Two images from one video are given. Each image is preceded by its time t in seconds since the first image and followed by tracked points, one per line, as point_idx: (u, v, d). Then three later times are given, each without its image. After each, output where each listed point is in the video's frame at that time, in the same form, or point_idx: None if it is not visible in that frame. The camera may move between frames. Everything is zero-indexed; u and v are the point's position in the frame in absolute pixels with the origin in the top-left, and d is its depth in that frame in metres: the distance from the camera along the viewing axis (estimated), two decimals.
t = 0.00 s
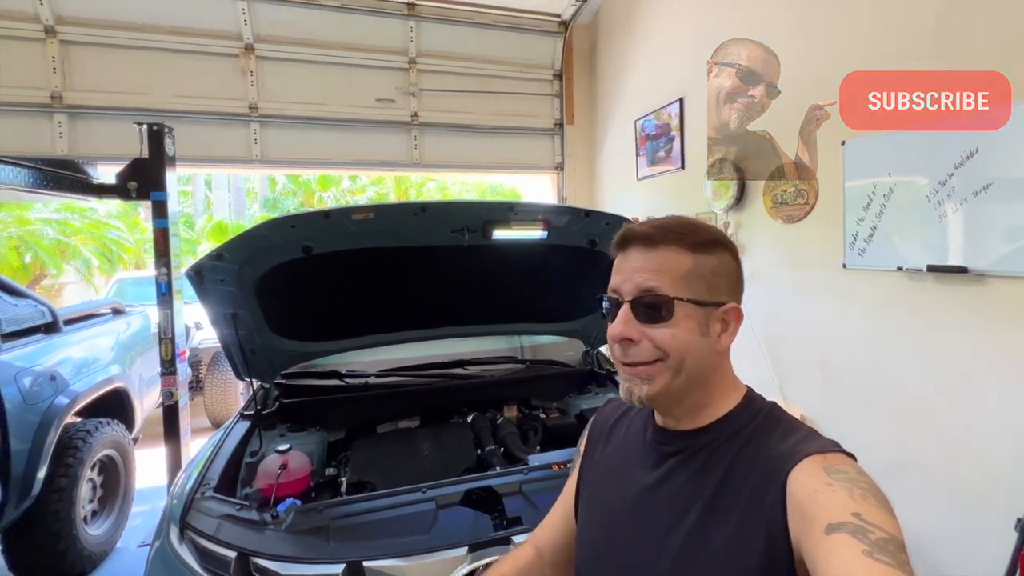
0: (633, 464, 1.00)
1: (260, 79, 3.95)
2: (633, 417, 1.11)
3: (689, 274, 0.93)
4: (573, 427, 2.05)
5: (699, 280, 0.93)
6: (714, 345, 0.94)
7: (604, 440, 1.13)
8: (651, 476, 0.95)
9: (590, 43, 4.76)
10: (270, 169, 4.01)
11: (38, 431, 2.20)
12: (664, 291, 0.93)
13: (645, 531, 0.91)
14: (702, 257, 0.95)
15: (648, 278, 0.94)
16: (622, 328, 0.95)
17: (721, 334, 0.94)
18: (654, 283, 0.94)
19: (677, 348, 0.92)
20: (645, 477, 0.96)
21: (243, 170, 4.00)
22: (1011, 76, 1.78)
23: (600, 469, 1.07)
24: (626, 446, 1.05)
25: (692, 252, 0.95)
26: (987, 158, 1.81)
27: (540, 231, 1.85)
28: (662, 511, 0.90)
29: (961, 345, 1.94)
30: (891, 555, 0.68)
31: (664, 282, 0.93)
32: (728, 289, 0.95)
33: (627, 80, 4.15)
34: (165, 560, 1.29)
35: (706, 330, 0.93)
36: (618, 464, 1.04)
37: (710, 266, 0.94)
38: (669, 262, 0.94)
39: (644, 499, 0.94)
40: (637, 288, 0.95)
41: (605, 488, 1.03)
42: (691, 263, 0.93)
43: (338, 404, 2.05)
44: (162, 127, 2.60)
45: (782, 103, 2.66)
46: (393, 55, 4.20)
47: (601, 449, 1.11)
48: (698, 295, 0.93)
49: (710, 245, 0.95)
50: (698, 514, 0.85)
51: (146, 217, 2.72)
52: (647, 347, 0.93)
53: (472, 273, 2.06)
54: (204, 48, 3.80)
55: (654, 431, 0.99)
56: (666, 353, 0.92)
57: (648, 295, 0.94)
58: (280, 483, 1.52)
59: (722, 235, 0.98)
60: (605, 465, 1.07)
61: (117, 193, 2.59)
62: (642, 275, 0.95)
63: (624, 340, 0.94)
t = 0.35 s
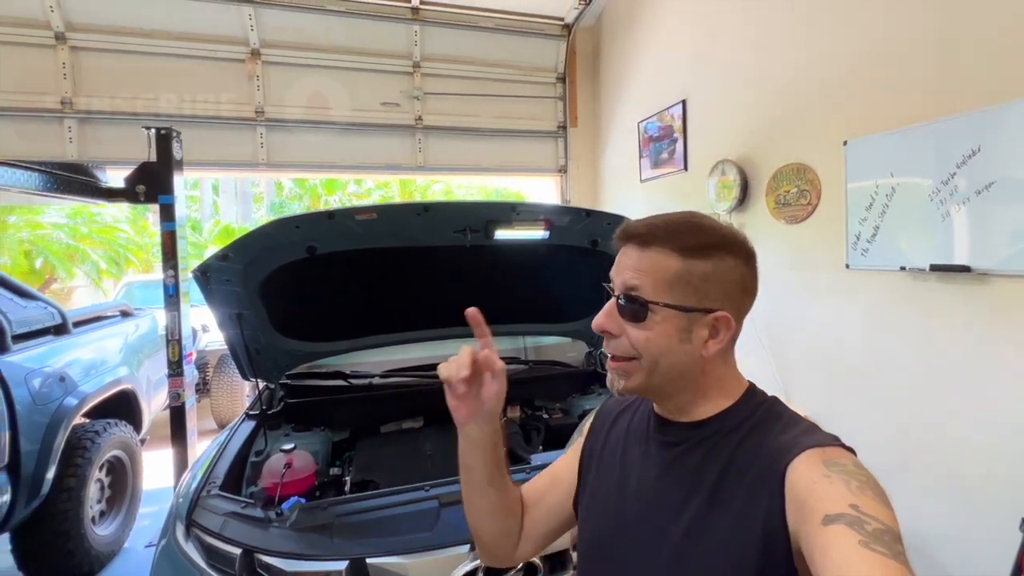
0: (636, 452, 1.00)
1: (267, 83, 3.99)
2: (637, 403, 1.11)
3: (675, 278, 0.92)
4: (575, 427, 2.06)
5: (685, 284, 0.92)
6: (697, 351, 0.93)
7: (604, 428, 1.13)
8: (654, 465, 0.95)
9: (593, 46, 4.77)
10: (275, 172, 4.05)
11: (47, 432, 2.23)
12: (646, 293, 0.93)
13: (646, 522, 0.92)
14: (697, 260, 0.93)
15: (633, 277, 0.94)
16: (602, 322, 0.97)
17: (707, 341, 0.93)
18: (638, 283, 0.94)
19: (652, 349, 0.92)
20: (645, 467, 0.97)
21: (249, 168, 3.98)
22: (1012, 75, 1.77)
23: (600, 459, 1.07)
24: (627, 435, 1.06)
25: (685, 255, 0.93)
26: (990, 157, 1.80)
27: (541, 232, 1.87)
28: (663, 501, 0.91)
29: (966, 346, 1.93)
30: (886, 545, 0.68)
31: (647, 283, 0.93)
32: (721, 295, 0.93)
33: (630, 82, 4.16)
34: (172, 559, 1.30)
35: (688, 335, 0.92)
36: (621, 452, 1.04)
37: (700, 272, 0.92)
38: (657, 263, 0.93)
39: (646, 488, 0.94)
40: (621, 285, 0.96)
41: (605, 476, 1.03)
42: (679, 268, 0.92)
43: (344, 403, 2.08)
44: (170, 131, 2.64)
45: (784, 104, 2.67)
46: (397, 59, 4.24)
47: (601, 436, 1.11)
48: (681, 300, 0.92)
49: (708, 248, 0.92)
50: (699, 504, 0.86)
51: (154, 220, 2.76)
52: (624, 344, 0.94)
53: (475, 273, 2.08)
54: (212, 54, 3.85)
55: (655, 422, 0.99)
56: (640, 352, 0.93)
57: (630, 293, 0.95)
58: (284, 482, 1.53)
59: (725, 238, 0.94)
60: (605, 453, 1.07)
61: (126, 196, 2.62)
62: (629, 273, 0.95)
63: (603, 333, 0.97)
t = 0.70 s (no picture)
0: (648, 455, 1.00)
1: (273, 85, 4.01)
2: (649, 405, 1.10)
3: (682, 284, 0.92)
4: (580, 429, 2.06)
5: (692, 291, 0.92)
6: (705, 359, 0.93)
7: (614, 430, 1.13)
8: (665, 468, 0.95)
9: (598, 47, 4.77)
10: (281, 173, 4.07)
11: (55, 431, 2.25)
12: (652, 300, 0.93)
13: (656, 525, 0.92)
14: (705, 266, 0.92)
15: (638, 283, 0.95)
16: (610, 327, 0.98)
17: (714, 348, 0.93)
18: (644, 289, 0.94)
19: (657, 357, 0.93)
20: (656, 470, 0.97)
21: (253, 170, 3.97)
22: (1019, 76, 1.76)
23: (610, 462, 1.07)
24: (637, 438, 1.06)
25: (692, 261, 0.92)
26: (997, 159, 1.79)
27: (546, 233, 1.87)
28: (674, 504, 0.91)
29: (973, 348, 1.92)
30: (902, 552, 0.68)
31: (653, 290, 0.94)
32: (728, 301, 0.93)
33: (635, 83, 4.16)
34: (179, 558, 1.30)
35: (695, 343, 0.92)
36: (632, 455, 1.04)
37: (708, 278, 0.91)
38: (663, 270, 0.93)
39: (658, 492, 0.94)
40: (627, 291, 0.97)
41: (616, 479, 1.04)
42: (686, 274, 0.92)
43: (350, 402, 2.12)
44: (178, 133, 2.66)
45: (790, 105, 2.66)
46: (402, 61, 4.25)
47: (610, 439, 1.11)
48: (688, 306, 0.92)
49: (715, 254, 0.92)
50: (711, 508, 0.86)
51: (161, 221, 2.78)
52: (630, 350, 0.95)
53: (480, 273, 2.08)
54: (219, 56, 3.87)
55: (664, 426, 1.00)
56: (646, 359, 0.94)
57: (637, 300, 0.95)
58: (290, 482, 1.54)
59: (733, 242, 0.93)
60: (615, 456, 1.07)
61: (134, 197, 2.65)
62: (634, 279, 0.95)
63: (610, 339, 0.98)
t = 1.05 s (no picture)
0: (645, 458, 1.01)
1: (276, 83, 4.02)
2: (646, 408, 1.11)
3: (691, 281, 0.92)
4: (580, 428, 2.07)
5: (701, 288, 0.92)
6: (713, 355, 0.94)
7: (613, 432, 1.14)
8: (663, 469, 0.96)
9: (601, 46, 4.77)
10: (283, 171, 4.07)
11: (59, 427, 2.26)
12: (663, 299, 0.93)
13: (655, 526, 0.93)
14: (711, 263, 0.93)
15: (647, 283, 0.94)
16: (618, 330, 0.96)
17: (722, 344, 0.94)
18: (652, 288, 0.94)
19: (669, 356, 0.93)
20: (655, 472, 0.97)
21: (253, 170, 3.93)
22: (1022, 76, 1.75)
23: (609, 464, 1.08)
24: (636, 439, 1.06)
25: (699, 259, 0.93)
26: (1000, 159, 1.78)
27: (547, 231, 1.87)
28: (672, 505, 0.91)
29: (976, 348, 1.92)
30: (901, 553, 0.68)
31: (662, 289, 0.93)
32: (734, 297, 0.94)
33: (638, 82, 4.15)
34: (182, 553, 1.32)
35: (704, 340, 0.92)
36: (630, 457, 1.04)
37: (716, 274, 0.92)
38: (671, 267, 0.93)
39: (656, 495, 0.95)
40: (634, 292, 0.96)
41: (614, 481, 1.04)
42: (694, 271, 0.92)
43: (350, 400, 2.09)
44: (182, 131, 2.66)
45: (793, 103, 2.65)
46: (405, 59, 4.26)
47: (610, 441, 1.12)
48: (697, 303, 0.92)
49: (720, 250, 0.93)
50: (709, 509, 0.87)
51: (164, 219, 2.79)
52: (639, 352, 0.95)
53: (479, 272, 2.08)
54: (223, 54, 3.88)
55: (663, 427, 1.00)
56: (657, 359, 0.93)
57: (645, 300, 0.94)
58: (291, 478, 1.55)
59: (734, 239, 0.95)
60: (614, 457, 1.08)
61: (137, 194, 2.65)
62: (642, 279, 0.95)
63: (619, 342, 0.96)
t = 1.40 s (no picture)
0: (640, 459, 1.02)
1: (278, 80, 4.02)
2: (641, 413, 1.12)
3: (714, 271, 0.95)
4: (580, 426, 2.07)
5: (722, 277, 0.96)
6: (731, 342, 0.97)
7: (612, 434, 1.14)
8: (661, 469, 0.96)
9: (602, 44, 4.76)
10: (285, 168, 4.07)
11: (61, 421, 2.27)
12: (695, 288, 0.94)
13: (651, 525, 0.93)
14: (723, 253, 0.98)
15: (676, 273, 0.95)
16: (653, 324, 0.94)
17: (738, 331, 0.98)
18: (682, 279, 0.94)
19: (704, 345, 0.93)
20: (653, 473, 0.97)
21: (253, 170, 3.95)
22: None
23: (608, 465, 1.08)
24: (635, 440, 1.07)
25: (716, 249, 0.97)
26: (1001, 159, 1.78)
27: (547, 229, 1.87)
28: (669, 505, 0.92)
29: (977, 348, 1.92)
30: (896, 552, 0.69)
31: (692, 278, 0.94)
32: (744, 286, 0.99)
33: (639, 80, 4.14)
34: (182, 548, 1.32)
35: (728, 327, 0.96)
36: (625, 459, 1.05)
37: (733, 263, 0.97)
38: (695, 257, 0.95)
39: (650, 495, 0.95)
40: (663, 283, 0.95)
41: (612, 481, 1.04)
42: (716, 260, 0.95)
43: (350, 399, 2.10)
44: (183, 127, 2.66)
45: (795, 102, 2.65)
46: (406, 56, 4.25)
47: (609, 443, 1.12)
48: (723, 292, 0.95)
49: (730, 240, 0.98)
50: (706, 508, 0.87)
51: (166, 214, 2.80)
52: (674, 345, 0.93)
53: (479, 270, 2.08)
54: (225, 49, 3.88)
55: (660, 426, 1.00)
56: (693, 350, 0.93)
57: (677, 290, 0.94)
58: (291, 474, 1.56)
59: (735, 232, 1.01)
60: (613, 459, 1.08)
61: (140, 190, 2.66)
62: (670, 270, 0.95)
63: (655, 336, 0.94)
